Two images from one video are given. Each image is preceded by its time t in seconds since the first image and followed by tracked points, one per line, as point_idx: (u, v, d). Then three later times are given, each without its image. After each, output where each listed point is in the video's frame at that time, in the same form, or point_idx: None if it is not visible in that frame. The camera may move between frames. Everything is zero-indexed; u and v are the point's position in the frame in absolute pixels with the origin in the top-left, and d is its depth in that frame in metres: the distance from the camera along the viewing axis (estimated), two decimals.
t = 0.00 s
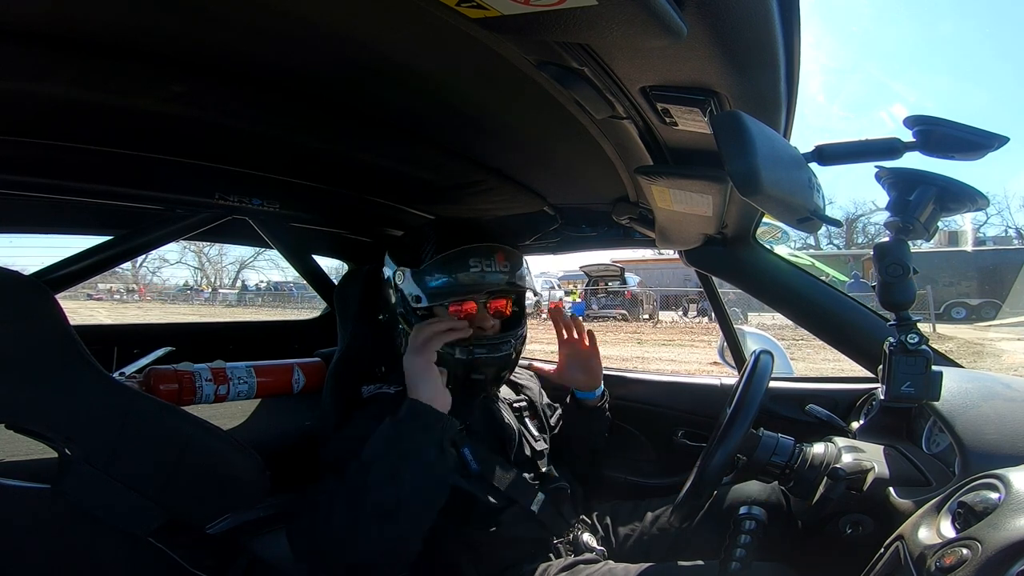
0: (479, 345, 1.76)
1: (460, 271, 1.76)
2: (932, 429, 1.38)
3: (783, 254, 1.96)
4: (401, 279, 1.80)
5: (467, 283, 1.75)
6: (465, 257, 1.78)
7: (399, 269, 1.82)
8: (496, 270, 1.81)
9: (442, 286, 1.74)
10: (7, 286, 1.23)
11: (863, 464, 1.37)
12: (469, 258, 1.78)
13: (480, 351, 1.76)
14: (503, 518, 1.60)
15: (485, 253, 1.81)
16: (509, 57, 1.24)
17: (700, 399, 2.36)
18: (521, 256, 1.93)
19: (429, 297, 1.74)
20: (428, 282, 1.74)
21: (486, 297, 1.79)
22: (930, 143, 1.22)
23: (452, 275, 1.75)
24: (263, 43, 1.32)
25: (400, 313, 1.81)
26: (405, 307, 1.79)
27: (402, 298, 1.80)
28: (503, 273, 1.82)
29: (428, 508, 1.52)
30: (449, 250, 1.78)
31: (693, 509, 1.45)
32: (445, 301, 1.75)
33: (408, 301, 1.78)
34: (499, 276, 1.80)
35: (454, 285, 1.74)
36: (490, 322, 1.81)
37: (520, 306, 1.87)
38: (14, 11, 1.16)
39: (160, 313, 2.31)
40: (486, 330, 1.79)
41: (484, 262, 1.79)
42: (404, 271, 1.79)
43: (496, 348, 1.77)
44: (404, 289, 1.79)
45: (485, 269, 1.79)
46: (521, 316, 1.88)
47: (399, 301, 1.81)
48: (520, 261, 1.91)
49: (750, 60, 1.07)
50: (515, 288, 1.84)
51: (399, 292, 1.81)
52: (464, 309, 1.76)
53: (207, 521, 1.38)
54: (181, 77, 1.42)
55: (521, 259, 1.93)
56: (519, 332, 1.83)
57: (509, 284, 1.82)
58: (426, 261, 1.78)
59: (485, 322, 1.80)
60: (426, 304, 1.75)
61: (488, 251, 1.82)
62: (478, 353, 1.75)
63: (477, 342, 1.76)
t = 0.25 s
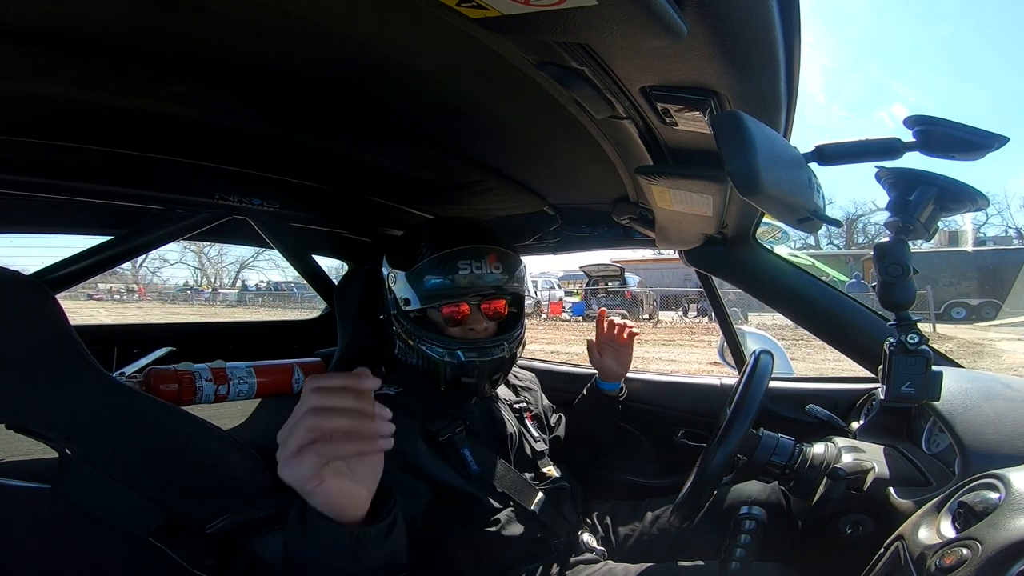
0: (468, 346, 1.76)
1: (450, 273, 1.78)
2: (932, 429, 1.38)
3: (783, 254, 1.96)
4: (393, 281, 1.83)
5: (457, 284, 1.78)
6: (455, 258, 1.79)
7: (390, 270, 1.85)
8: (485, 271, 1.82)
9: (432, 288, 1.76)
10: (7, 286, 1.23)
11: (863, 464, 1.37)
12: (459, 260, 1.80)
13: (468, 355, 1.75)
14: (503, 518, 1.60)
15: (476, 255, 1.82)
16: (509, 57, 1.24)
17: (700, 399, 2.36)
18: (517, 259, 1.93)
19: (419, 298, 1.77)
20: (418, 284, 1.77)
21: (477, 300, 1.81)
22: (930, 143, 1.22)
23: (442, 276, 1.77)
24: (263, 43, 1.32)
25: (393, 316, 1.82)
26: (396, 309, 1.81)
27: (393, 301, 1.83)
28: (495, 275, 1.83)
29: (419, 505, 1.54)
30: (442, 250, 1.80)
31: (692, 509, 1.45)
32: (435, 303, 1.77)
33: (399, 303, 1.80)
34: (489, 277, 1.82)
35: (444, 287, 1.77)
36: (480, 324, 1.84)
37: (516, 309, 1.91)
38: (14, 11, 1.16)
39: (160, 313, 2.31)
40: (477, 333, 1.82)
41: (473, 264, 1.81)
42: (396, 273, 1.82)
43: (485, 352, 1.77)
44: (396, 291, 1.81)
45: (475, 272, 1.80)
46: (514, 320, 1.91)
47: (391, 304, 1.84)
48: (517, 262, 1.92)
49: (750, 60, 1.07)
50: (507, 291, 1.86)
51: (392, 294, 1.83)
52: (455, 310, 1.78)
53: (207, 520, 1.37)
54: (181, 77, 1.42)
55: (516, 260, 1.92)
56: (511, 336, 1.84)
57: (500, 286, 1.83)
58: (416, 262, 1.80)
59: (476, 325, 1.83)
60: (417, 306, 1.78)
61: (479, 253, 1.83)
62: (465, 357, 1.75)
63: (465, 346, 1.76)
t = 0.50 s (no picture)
0: (466, 344, 1.76)
1: (447, 270, 1.78)
2: (932, 429, 1.38)
3: (783, 254, 1.96)
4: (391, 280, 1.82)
5: (455, 282, 1.77)
6: (451, 256, 1.80)
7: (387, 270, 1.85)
8: (481, 268, 1.81)
9: (428, 287, 1.76)
10: (7, 286, 1.23)
11: (863, 464, 1.37)
12: (455, 258, 1.80)
13: (467, 352, 1.76)
14: (502, 518, 1.60)
15: (472, 252, 1.82)
16: (508, 57, 1.24)
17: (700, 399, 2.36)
18: (513, 256, 1.93)
19: (417, 297, 1.77)
20: (416, 282, 1.77)
21: (475, 297, 1.81)
22: (930, 143, 1.22)
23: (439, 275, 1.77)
24: (263, 42, 1.32)
25: (390, 315, 1.82)
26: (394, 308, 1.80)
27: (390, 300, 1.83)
28: (491, 271, 1.83)
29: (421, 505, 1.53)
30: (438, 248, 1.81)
31: (693, 509, 1.45)
32: (433, 301, 1.77)
33: (396, 302, 1.80)
34: (485, 274, 1.81)
35: (440, 285, 1.76)
36: (478, 322, 1.83)
37: (513, 307, 1.91)
38: (14, 10, 1.16)
39: (160, 313, 2.31)
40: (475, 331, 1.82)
41: (469, 261, 1.81)
42: (394, 273, 1.81)
43: (483, 348, 1.78)
44: (393, 290, 1.81)
45: (472, 269, 1.80)
46: (511, 317, 1.90)
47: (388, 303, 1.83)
48: (516, 263, 1.93)
49: (750, 60, 1.07)
50: (504, 287, 1.86)
51: (389, 294, 1.83)
52: (452, 308, 1.78)
53: (208, 521, 1.38)
54: (181, 77, 1.42)
55: (513, 258, 1.92)
56: (508, 333, 1.84)
57: (497, 282, 1.83)
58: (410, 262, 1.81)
59: (474, 322, 1.83)
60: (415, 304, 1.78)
61: (475, 249, 1.83)
62: (464, 354, 1.75)
63: (464, 343, 1.76)
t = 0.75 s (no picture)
0: (467, 340, 1.77)
1: (448, 267, 1.78)
2: (932, 429, 1.38)
3: (783, 254, 1.96)
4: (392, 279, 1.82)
5: (455, 278, 1.77)
6: (451, 253, 1.80)
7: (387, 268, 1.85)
8: (481, 265, 1.80)
9: (429, 284, 1.76)
10: (7, 286, 1.23)
11: (863, 464, 1.37)
12: (454, 256, 1.80)
13: (468, 348, 1.76)
14: (503, 518, 1.60)
15: (471, 249, 1.82)
16: (508, 57, 1.24)
17: (700, 399, 2.36)
18: (510, 252, 1.93)
19: (417, 294, 1.77)
20: (416, 280, 1.77)
21: (476, 294, 1.81)
22: (930, 143, 1.22)
23: (440, 273, 1.77)
24: (263, 43, 1.32)
25: (391, 313, 1.81)
26: (395, 306, 1.80)
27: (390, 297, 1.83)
28: (491, 268, 1.82)
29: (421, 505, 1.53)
30: (437, 246, 1.81)
31: (693, 509, 1.45)
32: (434, 298, 1.77)
33: (397, 300, 1.80)
34: (485, 271, 1.81)
35: (441, 282, 1.76)
36: (479, 318, 1.84)
37: (512, 304, 1.91)
38: (14, 11, 1.16)
39: (160, 313, 2.30)
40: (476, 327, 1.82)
41: (469, 258, 1.80)
42: (395, 270, 1.81)
43: (484, 344, 1.78)
44: (394, 288, 1.81)
45: (473, 265, 1.80)
46: (511, 313, 1.90)
47: (389, 301, 1.83)
48: (516, 262, 1.93)
49: (750, 60, 1.07)
50: (504, 284, 1.85)
51: (390, 292, 1.82)
52: (453, 306, 1.79)
53: (208, 521, 1.38)
54: (180, 77, 1.42)
55: (512, 256, 1.92)
56: (509, 329, 1.84)
57: (498, 277, 1.82)
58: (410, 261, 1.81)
59: (475, 319, 1.83)
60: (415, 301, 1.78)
61: (474, 246, 1.83)
62: (465, 350, 1.75)
63: (465, 339, 1.76)
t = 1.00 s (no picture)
0: (470, 337, 1.77)
1: (451, 265, 1.78)
2: (932, 429, 1.39)
3: (783, 254, 1.96)
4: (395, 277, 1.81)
5: (458, 276, 1.77)
6: (455, 252, 1.80)
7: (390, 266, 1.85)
8: (486, 263, 1.81)
9: (433, 282, 1.76)
10: (7, 286, 1.23)
11: (863, 464, 1.37)
12: (459, 253, 1.80)
13: (471, 345, 1.76)
14: (503, 518, 1.60)
15: (475, 248, 1.82)
16: (508, 57, 1.24)
17: (700, 399, 2.36)
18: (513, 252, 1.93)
19: (421, 291, 1.76)
20: (419, 278, 1.77)
21: (478, 292, 1.82)
22: (930, 143, 1.23)
23: (443, 271, 1.76)
24: (263, 43, 1.33)
25: (394, 311, 1.81)
26: (399, 304, 1.80)
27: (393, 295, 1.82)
28: (494, 267, 1.83)
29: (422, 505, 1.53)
30: (439, 246, 1.81)
31: (692, 509, 1.45)
32: (437, 295, 1.77)
33: (400, 298, 1.80)
34: (490, 268, 1.81)
35: (445, 280, 1.76)
36: (482, 317, 1.84)
37: (514, 303, 1.92)
38: (14, 11, 1.16)
39: (160, 313, 2.30)
40: (478, 326, 1.82)
41: (473, 256, 1.81)
42: (399, 269, 1.81)
43: (487, 342, 1.78)
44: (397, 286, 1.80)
45: (477, 263, 1.80)
46: (513, 312, 1.91)
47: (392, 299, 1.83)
48: (516, 262, 1.93)
49: (750, 60, 1.07)
50: (507, 283, 1.86)
51: (393, 290, 1.82)
52: (457, 304, 1.78)
53: (208, 521, 1.39)
54: (180, 77, 1.42)
55: (514, 255, 1.92)
56: (511, 328, 1.85)
57: (501, 275, 1.83)
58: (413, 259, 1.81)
59: (477, 318, 1.83)
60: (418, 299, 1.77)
61: (478, 245, 1.84)
62: (468, 348, 1.76)
63: (468, 336, 1.77)
